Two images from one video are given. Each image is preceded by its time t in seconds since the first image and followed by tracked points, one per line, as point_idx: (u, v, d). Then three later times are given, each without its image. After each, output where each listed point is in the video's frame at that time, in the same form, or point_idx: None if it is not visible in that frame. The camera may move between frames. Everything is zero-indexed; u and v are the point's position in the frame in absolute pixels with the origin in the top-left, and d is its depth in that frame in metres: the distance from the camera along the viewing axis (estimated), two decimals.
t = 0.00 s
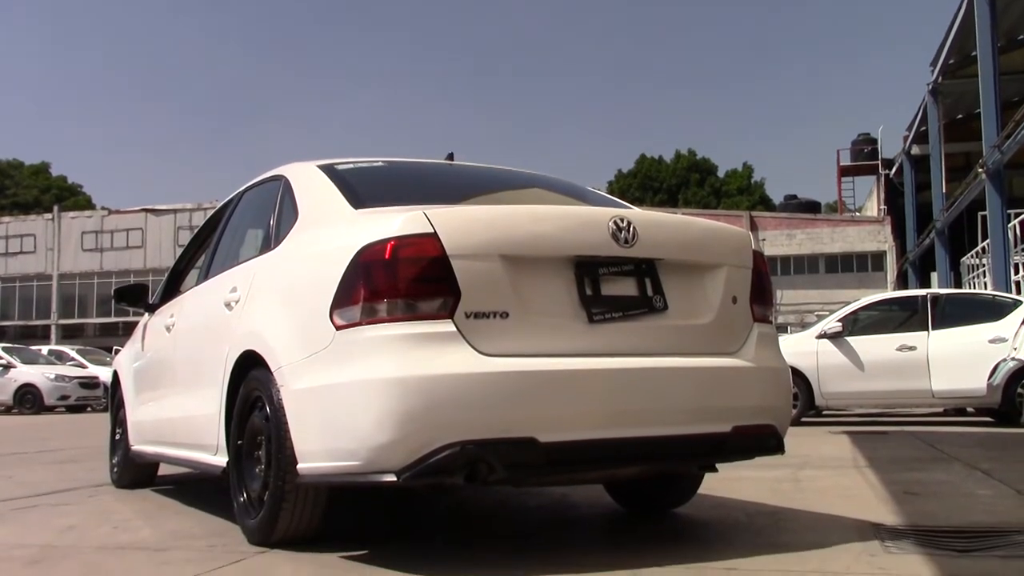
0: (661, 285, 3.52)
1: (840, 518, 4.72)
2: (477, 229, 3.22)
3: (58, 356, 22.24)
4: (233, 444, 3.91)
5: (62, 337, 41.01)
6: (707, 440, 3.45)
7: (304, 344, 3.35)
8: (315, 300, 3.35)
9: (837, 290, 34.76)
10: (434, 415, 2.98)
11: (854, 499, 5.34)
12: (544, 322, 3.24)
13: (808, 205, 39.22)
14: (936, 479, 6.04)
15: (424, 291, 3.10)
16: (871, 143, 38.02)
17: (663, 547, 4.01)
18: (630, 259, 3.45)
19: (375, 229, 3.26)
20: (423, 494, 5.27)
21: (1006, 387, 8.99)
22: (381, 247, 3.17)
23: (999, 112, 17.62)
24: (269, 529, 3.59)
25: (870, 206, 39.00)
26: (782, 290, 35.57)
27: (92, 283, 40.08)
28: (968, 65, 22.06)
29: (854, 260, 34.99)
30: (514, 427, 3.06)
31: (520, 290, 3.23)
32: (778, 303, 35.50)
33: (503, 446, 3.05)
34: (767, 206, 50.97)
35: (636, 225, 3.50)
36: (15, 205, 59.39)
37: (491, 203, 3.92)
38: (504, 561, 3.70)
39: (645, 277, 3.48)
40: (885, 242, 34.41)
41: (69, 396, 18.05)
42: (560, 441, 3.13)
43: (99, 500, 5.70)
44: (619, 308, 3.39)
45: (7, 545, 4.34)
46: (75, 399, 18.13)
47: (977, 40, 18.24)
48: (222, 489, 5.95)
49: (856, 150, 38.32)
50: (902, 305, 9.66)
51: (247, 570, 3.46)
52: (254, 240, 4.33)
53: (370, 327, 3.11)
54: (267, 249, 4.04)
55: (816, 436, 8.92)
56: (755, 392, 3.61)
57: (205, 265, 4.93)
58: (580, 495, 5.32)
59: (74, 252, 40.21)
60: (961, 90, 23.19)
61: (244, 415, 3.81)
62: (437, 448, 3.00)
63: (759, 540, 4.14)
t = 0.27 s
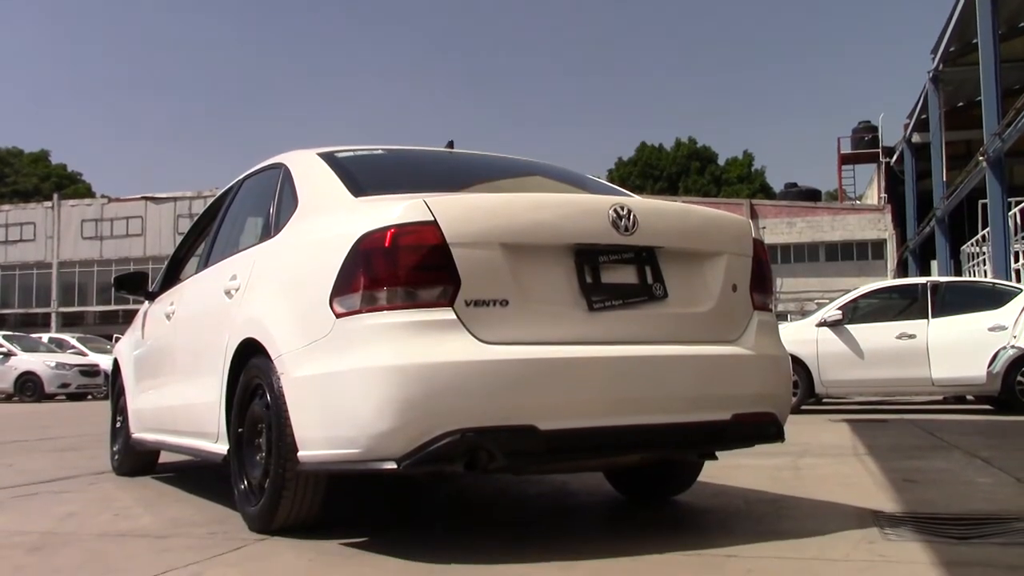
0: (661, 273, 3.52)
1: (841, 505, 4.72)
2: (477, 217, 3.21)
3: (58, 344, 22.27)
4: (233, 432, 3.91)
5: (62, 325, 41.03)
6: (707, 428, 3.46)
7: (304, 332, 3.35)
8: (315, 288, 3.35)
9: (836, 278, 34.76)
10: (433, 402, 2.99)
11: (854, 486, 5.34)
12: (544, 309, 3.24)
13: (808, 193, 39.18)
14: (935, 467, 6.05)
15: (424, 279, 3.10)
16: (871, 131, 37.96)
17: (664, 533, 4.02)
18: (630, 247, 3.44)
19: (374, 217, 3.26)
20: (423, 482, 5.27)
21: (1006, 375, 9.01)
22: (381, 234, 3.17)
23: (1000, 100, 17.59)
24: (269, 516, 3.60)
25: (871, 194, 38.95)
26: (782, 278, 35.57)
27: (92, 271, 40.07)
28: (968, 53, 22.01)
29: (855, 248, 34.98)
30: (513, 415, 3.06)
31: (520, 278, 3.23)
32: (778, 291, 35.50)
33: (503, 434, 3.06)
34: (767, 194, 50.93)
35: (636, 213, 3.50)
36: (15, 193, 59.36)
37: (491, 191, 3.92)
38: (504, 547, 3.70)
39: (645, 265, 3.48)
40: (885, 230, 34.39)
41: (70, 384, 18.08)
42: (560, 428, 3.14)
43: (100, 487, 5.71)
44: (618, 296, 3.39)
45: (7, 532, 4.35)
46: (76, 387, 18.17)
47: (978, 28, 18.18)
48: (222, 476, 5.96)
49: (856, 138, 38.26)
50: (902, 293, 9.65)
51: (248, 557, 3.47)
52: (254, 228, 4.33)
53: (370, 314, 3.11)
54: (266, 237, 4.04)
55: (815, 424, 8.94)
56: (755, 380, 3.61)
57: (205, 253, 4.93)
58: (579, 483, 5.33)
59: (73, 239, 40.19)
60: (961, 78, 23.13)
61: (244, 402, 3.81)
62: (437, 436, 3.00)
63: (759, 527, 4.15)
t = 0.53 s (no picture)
0: (661, 262, 3.52)
1: (840, 494, 4.73)
2: (477, 206, 3.21)
3: (58, 333, 22.28)
4: (233, 421, 3.92)
5: (61, 314, 41.02)
6: (706, 417, 3.46)
7: (304, 321, 3.35)
8: (315, 277, 3.35)
9: (836, 267, 34.75)
10: (433, 392, 2.99)
11: (852, 475, 5.35)
12: (544, 298, 3.24)
13: (808, 182, 39.15)
14: (934, 456, 6.06)
15: (424, 267, 3.10)
16: (871, 120, 37.90)
17: (663, 522, 4.03)
18: (629, 236, 3.44)
19: (374, 205, 3.26)
20: (423, 470, 5.28)
21: (1006, 364, 9.03)
22: (380, 223, 3.17)
23: (1000, 89, 17.55)
24: (269, 505, 3.61)
25: (871, 184, 38.92)
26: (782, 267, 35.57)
27: (91, 260, 40.04)
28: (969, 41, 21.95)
29: (854, 237, 34.97)
30: (513, 404, 3.07)
31: (520, 267, 3.22)
32: (778, 280, 35.50)
33: (503, 423, 3.06)
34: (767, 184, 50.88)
35: (636, 202, 3.49)
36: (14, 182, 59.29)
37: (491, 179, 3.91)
38: (504, 536, 3.71)
39: (645, 254, 3.48)
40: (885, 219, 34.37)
41: (70, 373, 18.08)
42: (560, 417, 3.14)
43: (100, 476, 5.72)
44: (618, 285, 3.39)
45: (8, 521, 4.36)
46: (76, 375, 18.16)
47: (979, 16, 18.13)
48: (223, 465, 5.97)
49: (857, 127, 38.20)
50: (902, 282, 9.66)
51: (249, 545, 3.47)
52: (254, 217, 4.32)
53: (370, 303, 3.10)
54: (266, 226, 4.04)
55: (814, 413, 8.95)
56: (755, 368, 3.62)
57: (205, 242, 4.92)
58: (579, 471, 5.34)
59: (73, 228, 40.14)
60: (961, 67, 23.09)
61: (245, 391, 3.81)
62: (437, 425, 3.01)
63: (759, 516, 4.16)
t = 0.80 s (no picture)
0: (661, 252, 3.51)
1: (839, 482, 4.73)
2: (476, 196, 3.20)
3: (58, 322, 22.29)
4: (234, 411, 3.92)
5: (61, 302, 41.00)
6: (704, 406, 3.46)
7: (304, 310, 3.34)
8: (315, 265, 3.34)
9: (836, 256, 34.76)
10: (432, 381, 3.00)
11: (851, 464, 5.36)
12: (544, 287, 3.24)
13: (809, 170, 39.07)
14: (934, 444, 6.07)
15: (423, 256, 3.10)
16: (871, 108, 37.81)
17: (663, 509, 4.03)
18: (630, 225, 3.44)
19: (373, 195, 3.25)
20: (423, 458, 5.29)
21: (1005, 352, 9.05)
22: (380, 212, 3.16)
23: (1001, 77, 17.50)
24: (269, 493, 3.62)
25: (870, 172, 38.88)
26: (782, 256, 35.55)
27: (91, 248, 40.00)
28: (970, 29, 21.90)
29: (854, 226, 34.94)
30: (512, 393, 3.07)
31: (519, 257, 3.22)
32: (777, 269, 35.49)
33: (502, 411, 3.06)
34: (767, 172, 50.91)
35: (635, 189, 3.49)
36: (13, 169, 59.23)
37: (491, 167, 3.90)
38: (503, 524, 3.72)
39: (645, 242, 3.47)
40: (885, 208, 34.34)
41: (70, 361, 18.09)
42: (559, 405, 3.14)
43: (100, 463, 5.73)
44: (617, 274, 3.38)
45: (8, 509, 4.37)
46: (77, 364, 18.17)
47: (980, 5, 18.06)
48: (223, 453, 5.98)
49: (857, 115, 38.12)
50: (902, 271, 9.65)
51: (249, 532, 3.49)
52: (253, 205, 4.32)
53: (369, 292, 3.10)
54: (265, 214, 4.04)
55: (815, 401, 8.97)
56: (755, 357, 3.62)
57: (204, 231, 4.91)
58: (580, 459, 5.34)
59: (72, 216, 40.09)
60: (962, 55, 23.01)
61: (245, 380, 3.81)
62: (436, 414, 3.01)
63: (758, 505, 4.16)
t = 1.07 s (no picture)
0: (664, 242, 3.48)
1: (838, 472, 4.71)
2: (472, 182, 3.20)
3: (57, 311, 22.28)
4: (235, 399, 3.91)
5: (61, 290, 41.00)
6: (706, 394, 3.48)
7: (304, 300, 3.34)
8: (316, 255, 3.33)
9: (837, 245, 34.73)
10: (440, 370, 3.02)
11: (853, 452, 5.36)
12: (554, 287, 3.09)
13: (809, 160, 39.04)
14: (936, 432, 6.07)
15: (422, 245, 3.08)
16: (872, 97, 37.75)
17: (663, 498, 4.04)
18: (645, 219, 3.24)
19: (372, 184, 3.25)
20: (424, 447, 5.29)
21: (1005, 342, 9.07)
22: (380, 200, 3.17)
23: (1002, 65, 17.45)
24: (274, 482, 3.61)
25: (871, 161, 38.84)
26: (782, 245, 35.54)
27: (92, 237, 39.98)
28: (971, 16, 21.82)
29: (855, 215, 34.92)
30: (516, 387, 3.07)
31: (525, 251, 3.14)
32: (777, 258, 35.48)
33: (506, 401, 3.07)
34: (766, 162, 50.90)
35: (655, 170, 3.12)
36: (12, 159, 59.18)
37: (492, 154, 3.90)
38: (506, 513, 3.72)
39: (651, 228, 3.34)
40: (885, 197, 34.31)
41: (70, 350, 18.09)
42: (554, 395, 3.14)
43: (100, 452, 5.73)
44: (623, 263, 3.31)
45: (6, 497, 4.37)
46: (77, 352, 18.18)
47: None
48: (223, 442, 5.98)
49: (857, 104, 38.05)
50: (902, 260, 9.64)
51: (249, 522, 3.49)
52: (252, 194, 4.32)
53: (370, 282, 3.10)
54: (264, 203, 4.04)
55: (818, 390, 8.96)
56: (755, 347, 3.63)
57: (204, 219, 4.91)
58: (582, 449, 5.34)
59: (72, 205, 40.03)
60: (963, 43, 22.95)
61: (246, 369, 3.81)
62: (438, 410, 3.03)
63: (758, 493, 4.16)
